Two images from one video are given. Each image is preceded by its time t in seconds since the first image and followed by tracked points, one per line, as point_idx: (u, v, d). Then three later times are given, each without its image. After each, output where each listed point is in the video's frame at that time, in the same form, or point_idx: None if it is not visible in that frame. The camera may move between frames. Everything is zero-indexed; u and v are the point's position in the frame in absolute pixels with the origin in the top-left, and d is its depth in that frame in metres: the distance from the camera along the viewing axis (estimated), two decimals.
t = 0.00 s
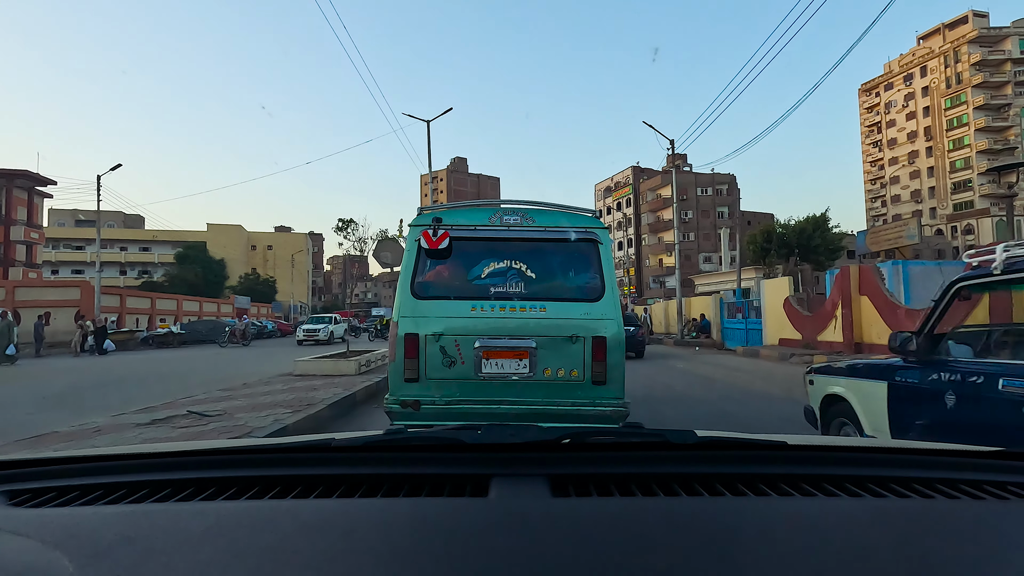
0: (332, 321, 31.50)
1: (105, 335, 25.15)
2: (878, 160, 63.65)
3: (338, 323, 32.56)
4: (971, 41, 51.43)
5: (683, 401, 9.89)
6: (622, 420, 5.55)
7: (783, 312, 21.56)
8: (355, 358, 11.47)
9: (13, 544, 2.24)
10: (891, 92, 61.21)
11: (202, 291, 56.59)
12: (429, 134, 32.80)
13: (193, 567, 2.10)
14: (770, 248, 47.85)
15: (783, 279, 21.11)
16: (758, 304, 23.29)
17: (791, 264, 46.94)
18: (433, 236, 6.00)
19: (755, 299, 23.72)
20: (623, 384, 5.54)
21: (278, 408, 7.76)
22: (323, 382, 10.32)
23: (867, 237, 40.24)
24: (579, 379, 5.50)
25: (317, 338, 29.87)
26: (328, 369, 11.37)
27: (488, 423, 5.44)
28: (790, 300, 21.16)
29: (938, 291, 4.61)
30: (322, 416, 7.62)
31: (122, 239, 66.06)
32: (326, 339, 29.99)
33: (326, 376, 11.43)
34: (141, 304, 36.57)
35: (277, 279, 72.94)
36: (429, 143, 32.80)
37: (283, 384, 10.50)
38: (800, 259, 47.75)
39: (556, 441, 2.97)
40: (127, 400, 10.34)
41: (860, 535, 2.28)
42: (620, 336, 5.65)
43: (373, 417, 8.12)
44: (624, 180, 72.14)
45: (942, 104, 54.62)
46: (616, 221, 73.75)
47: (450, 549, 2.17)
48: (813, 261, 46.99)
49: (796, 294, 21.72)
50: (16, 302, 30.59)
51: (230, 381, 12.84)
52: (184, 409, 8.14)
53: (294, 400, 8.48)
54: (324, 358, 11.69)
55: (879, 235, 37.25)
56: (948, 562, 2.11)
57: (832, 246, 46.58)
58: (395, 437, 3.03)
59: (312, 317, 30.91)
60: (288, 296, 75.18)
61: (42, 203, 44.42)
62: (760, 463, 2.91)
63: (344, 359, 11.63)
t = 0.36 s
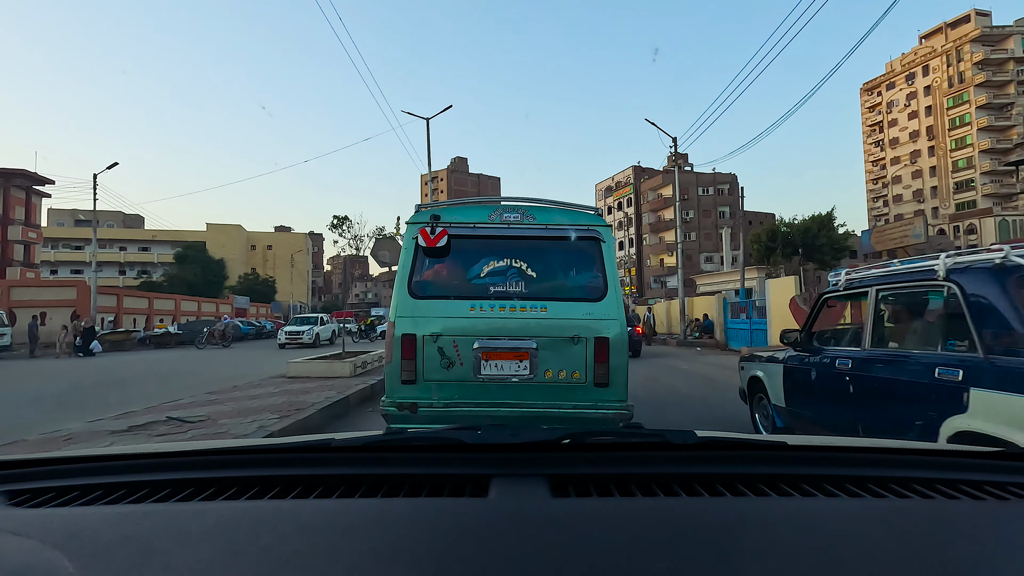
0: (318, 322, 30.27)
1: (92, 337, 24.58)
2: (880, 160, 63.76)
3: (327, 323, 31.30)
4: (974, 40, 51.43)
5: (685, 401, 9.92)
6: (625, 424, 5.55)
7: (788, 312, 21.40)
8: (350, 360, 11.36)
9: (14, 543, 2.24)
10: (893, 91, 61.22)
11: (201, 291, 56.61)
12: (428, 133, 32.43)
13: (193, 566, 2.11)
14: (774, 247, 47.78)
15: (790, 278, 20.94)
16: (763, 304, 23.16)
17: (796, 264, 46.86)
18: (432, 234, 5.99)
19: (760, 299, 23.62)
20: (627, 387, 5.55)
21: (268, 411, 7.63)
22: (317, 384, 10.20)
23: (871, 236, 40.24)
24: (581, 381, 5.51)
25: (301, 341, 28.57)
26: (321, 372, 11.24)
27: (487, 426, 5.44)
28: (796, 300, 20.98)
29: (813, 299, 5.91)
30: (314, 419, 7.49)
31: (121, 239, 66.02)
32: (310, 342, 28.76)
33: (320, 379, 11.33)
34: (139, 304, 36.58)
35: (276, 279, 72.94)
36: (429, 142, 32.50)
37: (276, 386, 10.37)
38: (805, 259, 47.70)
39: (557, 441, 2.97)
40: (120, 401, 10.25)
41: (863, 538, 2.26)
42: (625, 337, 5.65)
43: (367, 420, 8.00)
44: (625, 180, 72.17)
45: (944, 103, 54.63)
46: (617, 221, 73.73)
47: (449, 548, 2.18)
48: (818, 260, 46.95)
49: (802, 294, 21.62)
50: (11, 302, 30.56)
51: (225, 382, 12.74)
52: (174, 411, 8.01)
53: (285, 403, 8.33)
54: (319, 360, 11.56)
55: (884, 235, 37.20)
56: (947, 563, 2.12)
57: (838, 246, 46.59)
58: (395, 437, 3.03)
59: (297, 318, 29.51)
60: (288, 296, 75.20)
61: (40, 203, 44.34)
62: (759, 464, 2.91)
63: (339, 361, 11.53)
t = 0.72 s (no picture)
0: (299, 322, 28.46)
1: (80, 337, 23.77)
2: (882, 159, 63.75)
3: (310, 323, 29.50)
4: (976, 39, 51.36)
5: (685, 401, 9.94)
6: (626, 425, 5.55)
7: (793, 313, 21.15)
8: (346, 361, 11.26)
9: (13, 544, 2.24)
10: (895, 91, 61.16)
11: (201, 291, 56.58)
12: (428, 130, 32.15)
13: (193, 566, 2.11)
14: (778, 247, 47.65)
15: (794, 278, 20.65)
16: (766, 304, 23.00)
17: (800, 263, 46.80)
18: (429, 233, 5.99)
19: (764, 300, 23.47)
20: (628, 388, 5.55)
21: (259, 413, 7.47)
22: (312, 386, 10.10)
23: (874, 236, 40.20)
24: (583, 382, 5.51)
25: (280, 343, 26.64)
26: (316, 373, 11.12)
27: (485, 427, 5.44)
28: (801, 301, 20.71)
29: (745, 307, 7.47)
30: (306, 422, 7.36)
31: (121, 239, 66.01)
32: (291, 345, 26.93)
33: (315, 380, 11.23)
34: (137, 304, 36.55)
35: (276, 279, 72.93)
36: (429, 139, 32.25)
37: (271, 387, 10.26)
38: (809, 258, 47.60)
39: (557, 441, 2.97)
40: (115, 402, 10.18)
41: (863, 539, 2.26)
42: (626, 337, 5.65)
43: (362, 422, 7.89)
44: (625, 179, 72.18)
45: (946, 103, 54.58)
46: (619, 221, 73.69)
47: (449, 548, 2.18)
48: (822, 259, 46.85)
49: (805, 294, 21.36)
50: (8, 302, 30.51)
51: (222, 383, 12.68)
52: (164, 413, 7.88)
53: (278, 403, 8.21)
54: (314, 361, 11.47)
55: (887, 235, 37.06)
56: (946, 563, 2.13)
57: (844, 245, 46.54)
58: (395, 437, 3.03)
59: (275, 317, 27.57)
60: (288, 296, 75.18)
61: (39, 202, 44.27)
62: (759, 464, 2.91)
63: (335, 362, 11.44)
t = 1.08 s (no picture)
0: (277, 323, 25.77)
1: (68, 338, 23.21)
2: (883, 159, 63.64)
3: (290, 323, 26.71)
4: (977, 39, 51.26)
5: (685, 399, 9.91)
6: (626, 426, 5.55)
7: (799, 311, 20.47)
8: (342, 362, 11.18)
9: (12, 544, 2.24)
10: (897, 90, 61.05)
11: (200, 291, 56.61)
12: (428, 128, 31.90)
13: (193, 566, 2.10)
14: (782, 246, 47.47)
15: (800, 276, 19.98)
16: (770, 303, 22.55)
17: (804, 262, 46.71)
18: (428, 232, 5.99)
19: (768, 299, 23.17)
20: (629, 390, 5.54)
21: (249, 417, 7.26)
22: (308, 388, 10.03)
23: (876, 236, 40.14)
24: (583, 384, 5.51)
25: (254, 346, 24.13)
26: (314, 375, 11.06)
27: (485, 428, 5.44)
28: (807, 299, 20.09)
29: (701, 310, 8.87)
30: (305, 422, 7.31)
31: (120, 238, 66.02)
32: (265, 348, 24.25)
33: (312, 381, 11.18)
34: (135, 303, 36.52)
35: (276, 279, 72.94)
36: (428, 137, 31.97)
37: (267, 389, 10.20)
38: (812, 258, 47.54)
39: (557, 441, 2.97)
40: (109, 403, 10.09)
41: (864, 540, 2.25)
42: (627, 339, 5.64)
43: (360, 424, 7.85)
44: (626, 179, 72.17)
45: (948, 102, 54.48)
46: (620, 221, 73.63)
47: (450, 548, 2.17)
48: (826, 258, 46.76)
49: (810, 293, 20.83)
50: (5, 301, 30.49)
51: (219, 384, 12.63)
52: (160, 415, 7.79)
53: (270, 407, 8.01)
54: (309, 363, 11.38)
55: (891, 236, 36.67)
56: (946, 564, 2.12)
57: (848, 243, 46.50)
58: (395, 437, 3.02)
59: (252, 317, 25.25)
60: (288, 296, 75.22)
61: (38, 202, 44.28)
62: (759, 464, 2.91)
63: (331, 364, 11.34)
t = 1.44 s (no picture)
0: (251, 324, 22.20)
1: (53, 339, 22.72)
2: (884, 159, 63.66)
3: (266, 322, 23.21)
4: (978, 38, 51.20)
5: (682, 399, 9.92)
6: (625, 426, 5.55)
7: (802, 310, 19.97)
8: (339, 363, 11.15)
9: (13, 543, 2.24)
10: (898, 90, 60.96)
11: (199, 291, 56.60)
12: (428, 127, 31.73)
13: (194, 566, 2.11)
14: (784, 245, 47.26)
15: (803, 276, 19.43)
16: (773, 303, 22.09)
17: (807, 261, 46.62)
18: (429, 233, 5.99)
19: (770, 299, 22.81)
20: (628, 390, 5.54)
21: (241, 420, 7.07)
22: (305, 389, 10.01)
23: (878, 236, 40.07)
24: (582, 384, 5.51)
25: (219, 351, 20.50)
26: (311, 376, 11.00)
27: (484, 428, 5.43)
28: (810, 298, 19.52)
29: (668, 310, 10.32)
30: (304, 422, 7.28)
31: (120, 238, 66.03)
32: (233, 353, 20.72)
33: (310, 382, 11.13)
34: (133, 303, 36.47)
35: (275, 279, 72.94)
36: (428, 136, 31.86)
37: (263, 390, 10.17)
38: (815, 258, 47.57)
39: (557, 441, 2.96)
40: (104, 404, 10.02)
41: (868, 541, 2.25)
42: (626, 338, 5.65)
43: (359, 425, 7.80)
44: (626, 179, 72.15)
45: (949, 102, 54.43)
46: (620, 221, 73.59)
47: (450, 548, 2.18)
48: (828, 258, 46.78)
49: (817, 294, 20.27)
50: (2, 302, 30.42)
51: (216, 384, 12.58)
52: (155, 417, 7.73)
53: (264, 409, 7.83)
54: (306, 364, 11.35)
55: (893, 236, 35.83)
56: (949, 564, 2.12)
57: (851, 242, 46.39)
58: (395, 437, 3.02)
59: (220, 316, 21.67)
60: (287, 296, 75.24)
61: (37, 201, 44.26)
62: (759, 464, 2.91)
63: (328, 365, 11.30)
